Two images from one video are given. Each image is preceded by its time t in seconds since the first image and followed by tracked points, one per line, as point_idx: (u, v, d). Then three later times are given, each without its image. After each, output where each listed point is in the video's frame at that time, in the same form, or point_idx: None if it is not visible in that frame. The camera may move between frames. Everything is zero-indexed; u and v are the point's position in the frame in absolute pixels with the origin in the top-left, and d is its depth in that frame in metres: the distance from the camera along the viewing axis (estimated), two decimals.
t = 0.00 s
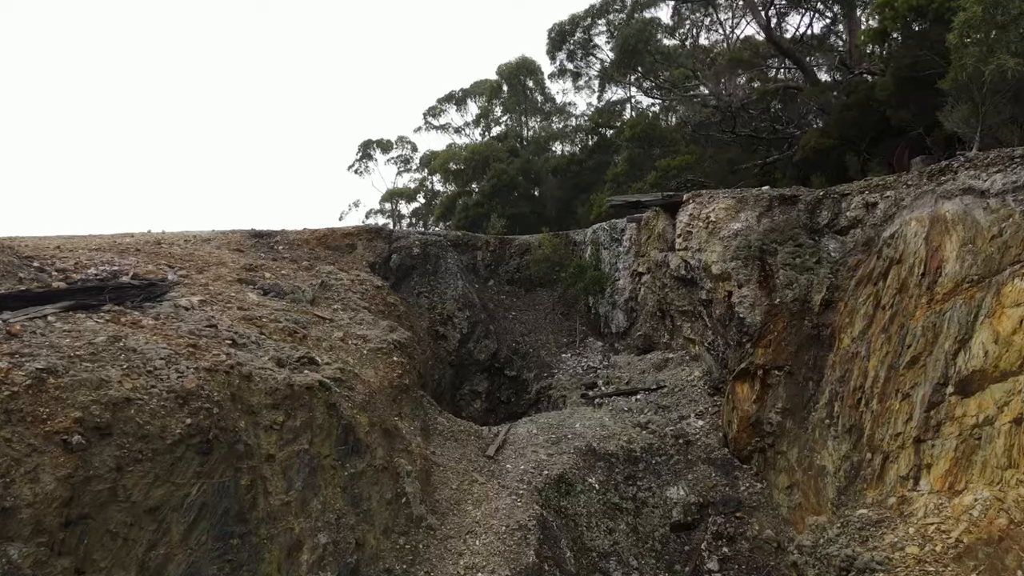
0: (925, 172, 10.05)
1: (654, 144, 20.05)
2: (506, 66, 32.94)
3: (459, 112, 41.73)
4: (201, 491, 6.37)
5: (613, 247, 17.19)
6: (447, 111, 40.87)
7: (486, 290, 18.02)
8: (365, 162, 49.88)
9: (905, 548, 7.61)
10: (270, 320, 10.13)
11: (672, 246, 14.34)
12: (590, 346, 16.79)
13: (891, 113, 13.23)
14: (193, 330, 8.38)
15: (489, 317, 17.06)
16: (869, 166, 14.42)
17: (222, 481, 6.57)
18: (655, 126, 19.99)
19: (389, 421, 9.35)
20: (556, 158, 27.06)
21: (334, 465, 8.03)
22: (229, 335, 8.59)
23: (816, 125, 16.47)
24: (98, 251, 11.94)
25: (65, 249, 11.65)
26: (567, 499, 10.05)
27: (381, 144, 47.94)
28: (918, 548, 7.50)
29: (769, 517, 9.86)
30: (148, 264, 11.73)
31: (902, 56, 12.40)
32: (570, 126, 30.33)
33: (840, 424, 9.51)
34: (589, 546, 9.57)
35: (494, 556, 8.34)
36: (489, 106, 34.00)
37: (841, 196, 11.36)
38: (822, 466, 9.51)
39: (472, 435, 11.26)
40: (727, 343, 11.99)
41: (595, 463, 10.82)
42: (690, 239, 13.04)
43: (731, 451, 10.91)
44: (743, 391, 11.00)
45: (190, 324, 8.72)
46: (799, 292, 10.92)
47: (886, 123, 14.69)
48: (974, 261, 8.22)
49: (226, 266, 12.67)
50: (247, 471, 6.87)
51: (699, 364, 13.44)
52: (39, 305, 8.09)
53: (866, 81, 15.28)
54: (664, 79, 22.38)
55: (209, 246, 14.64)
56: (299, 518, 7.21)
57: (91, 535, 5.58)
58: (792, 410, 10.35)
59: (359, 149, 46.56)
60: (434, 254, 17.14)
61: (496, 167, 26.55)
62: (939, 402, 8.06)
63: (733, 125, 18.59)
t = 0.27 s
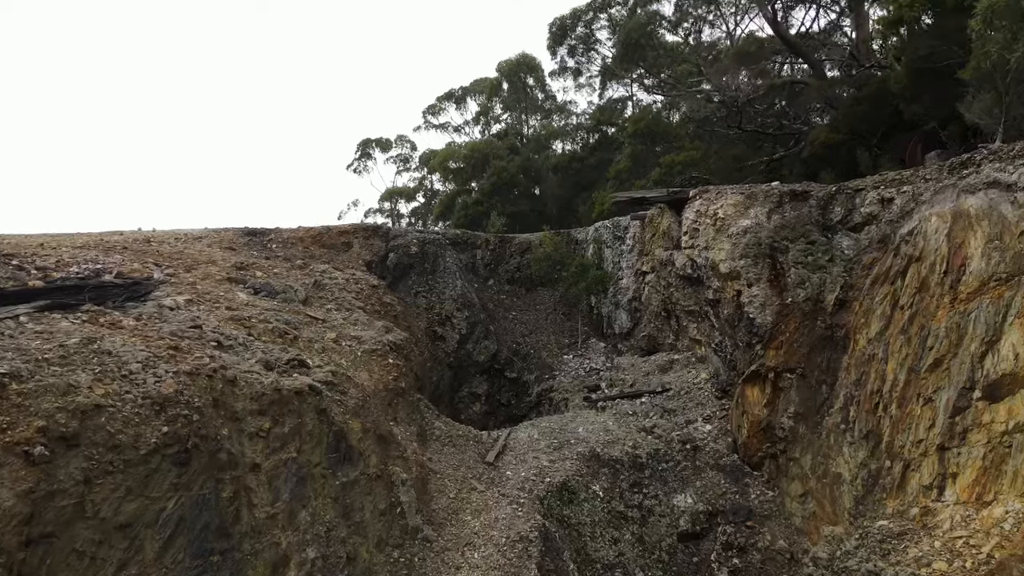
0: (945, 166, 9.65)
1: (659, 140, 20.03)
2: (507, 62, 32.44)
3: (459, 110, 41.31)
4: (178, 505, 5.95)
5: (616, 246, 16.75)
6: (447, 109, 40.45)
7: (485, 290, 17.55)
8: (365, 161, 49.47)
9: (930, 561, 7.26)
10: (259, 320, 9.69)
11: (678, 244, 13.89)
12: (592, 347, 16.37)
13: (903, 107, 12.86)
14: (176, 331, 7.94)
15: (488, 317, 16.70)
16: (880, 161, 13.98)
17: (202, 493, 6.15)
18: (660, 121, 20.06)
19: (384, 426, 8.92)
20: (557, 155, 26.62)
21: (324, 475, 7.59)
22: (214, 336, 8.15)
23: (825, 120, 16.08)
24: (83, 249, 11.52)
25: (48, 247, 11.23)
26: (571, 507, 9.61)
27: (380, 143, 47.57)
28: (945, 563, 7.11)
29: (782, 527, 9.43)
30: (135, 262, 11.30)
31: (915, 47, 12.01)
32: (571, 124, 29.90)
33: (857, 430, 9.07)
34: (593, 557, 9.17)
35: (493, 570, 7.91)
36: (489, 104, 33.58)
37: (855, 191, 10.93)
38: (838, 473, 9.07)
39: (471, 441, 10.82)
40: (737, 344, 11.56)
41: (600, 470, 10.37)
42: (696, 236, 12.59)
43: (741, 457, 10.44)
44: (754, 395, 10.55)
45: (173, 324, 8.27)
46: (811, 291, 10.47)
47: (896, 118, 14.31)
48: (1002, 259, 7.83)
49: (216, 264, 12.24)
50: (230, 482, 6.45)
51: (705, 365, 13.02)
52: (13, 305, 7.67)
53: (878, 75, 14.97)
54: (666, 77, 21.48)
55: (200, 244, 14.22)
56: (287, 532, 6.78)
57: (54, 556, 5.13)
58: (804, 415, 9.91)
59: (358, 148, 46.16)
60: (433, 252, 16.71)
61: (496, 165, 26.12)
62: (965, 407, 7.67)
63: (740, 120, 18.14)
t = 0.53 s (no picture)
0: (967, 159, 9.22)
1: (664, 134, 19.80)
2: (506, 59, 31.99)
3: (459, 108, 40.88)
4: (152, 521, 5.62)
5: (619, 244, 16.31)
6: (446, 107, 40.02)
7: (485, 289, 17.09)
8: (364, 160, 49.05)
9: None
10: (248, 321, 9.25)
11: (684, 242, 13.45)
12: (595, 348, 15.95)
13: (918, 99, 12.51)
14: (157, 332, 7.51)
15: (488, 317, 16.30)
16: (893, 156, 13.56)
17: (180, 508, 5.83)
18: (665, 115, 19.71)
19: (379, 432, 8.49)
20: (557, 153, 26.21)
21: (314, 485, 7.16)
22: (198, 337, 7.71)
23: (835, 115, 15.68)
24: (68, 246, 11.10)
25: (31, 244, 10.81)
26: (575, 517, 9.18)
27: (379, 141, 47.15)
28: None
29: (796, 537, 9.00)
30: (120, 259, 10.88)
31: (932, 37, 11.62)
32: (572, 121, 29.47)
33: (875, 437, 8.64)
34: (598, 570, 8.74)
35: None
36: (489, 101, 33.10)
37: (870, 186, 10.49)
38: (855, 482, 8.64)
39: (470, 446, 10.39)
40: (746, 345, 11.13)
41: (604, 476, 9.94)
42: (703, 233, 12.14)
43: (751, 464, 9.99)
44: (765, 398, 10.10)
45: (154, 325, 7.84)
46: (825, 290, 10.02)
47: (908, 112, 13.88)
48: None
49: (206, 262, 11.81)
50: (211, 495, 6.07)
51: (712, 368, 12.59)
52: None
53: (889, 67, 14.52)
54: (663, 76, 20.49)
55: (191, 242, 13.80)
56: (272, 547, 6.36)
57: None
58: (818, 419, 9.47)
59: (357, 146, 45.75)
60: (431, 250, 16.27)
61: (496, 162, 25.70)
62: (994, 413, 7.19)
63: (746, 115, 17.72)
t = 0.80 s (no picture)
0: (990, 152, 8.79)
1: (669, 129, 19.35)
2: (506, 56, 31.51)
3: (459, 107, 40.44)
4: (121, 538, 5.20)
5: (622, 243, 15.87)
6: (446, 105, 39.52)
7: (484, 289, 16.67)
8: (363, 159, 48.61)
9: None
10: (235, 321, 8.80)
11: (690, 240, 13.01)
12: (597, 350, 15.52)
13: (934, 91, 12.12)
14: (134, 333, 7.07)
15: (488, 317, 15.88)
16: (906, 151, 13.14)
17: (153, 524, 5.45)
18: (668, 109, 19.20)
19: (373, 438, 8.06)
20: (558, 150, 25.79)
21: (302, 497, 6.73)
22: (180, 339, 7.26)
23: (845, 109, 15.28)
24: (50, 244, 10.67)
25: (11, 241, 10.38)
26: (579, 527, 8.75)
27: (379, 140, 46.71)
28: None
29: (811, 549, 8.63)
30: (104, 257, 10.44)
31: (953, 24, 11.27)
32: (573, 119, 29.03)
33: (895, 444, 8.20)
34: None
35: None
36: (489, 98, 32.37)
37: (886, 180, 10.05)
38: (874, 491, 8.22)
39: (469, 452, 9.95)
40: (756, 347, 10.69)
41: (609, 484, 9.51)
42: (711, 230, 11.69)
43: (762, 471, 9.54)
44: (777, 403, 9.65)
45: (133, 325, 7.41)
46: (840, 289, 9.59)
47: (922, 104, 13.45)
48: None
49: (194, 261, 11.38)
50: (188, 510, 5.68)
51: (720, 370, 12.15)
52: None
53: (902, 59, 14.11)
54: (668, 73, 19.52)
55: (180, 240, 13.37)
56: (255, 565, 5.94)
57: None
58: (833, 425, 9.02)
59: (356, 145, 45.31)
60: (429, 249, 15.84)
61: (496, 160, 25.26)
62: None
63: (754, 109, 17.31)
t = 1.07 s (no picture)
0: (1016, 143, 8.36)
1: (674, 124, 18.95)
2: (506, 52, 31.06)
3: (459, 105, 39.99)
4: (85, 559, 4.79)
5: (625, 241, 15.44)
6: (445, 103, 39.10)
7: (484, 289, 16.25)
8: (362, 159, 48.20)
9: None
10: (221, 322, 8.36)
11: (697, 237, 12.58)
12: (600, 351, 15.09)
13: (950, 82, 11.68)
14: (110, 335, 6.64)
15: (487, 317, 15.46)
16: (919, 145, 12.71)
17: (120, 545, 4.99)
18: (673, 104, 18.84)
19: (366, 445, 7.63)
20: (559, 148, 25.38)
21: (288, 510, 6.29)
22: (159, 341, 6.82)
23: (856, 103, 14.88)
24: (31, 241, 10.26)
25: None
26: (582, 539, 8.31)
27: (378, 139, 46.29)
28: None
29: (828, 563, 8.21)
30: (87, 255, 10.02)
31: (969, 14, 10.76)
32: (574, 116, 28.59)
33: (917, 452, 7.75)
34: None
35: None
36: (489, 95, 31.99)
37: (903, 174, 9.62)
38: (895, 501, 7.78)
39: (467, 459, 9.52)
40: (767, 349, 10.25)
41: (614, 492, 9.07)
42: (719, 227, 11.25)
43: (775, 479, 9.10)
44: (789, 407, 9.21)
45: (110, 327, 6.98)
46: (855, 288, 9.15)
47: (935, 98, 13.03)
48: None
49: (182, 259, 10.95)
50: (161, 527, 5.27)
51: (728, 372, 11.71)
52: None
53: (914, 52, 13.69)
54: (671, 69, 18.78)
55: (170, 238, 12.94)
56: None
57: None
58: (850, 431, 8.57)
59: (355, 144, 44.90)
60: (427, 247, 15.40)
61: (496, 157, 24.83)
62: None
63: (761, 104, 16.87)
